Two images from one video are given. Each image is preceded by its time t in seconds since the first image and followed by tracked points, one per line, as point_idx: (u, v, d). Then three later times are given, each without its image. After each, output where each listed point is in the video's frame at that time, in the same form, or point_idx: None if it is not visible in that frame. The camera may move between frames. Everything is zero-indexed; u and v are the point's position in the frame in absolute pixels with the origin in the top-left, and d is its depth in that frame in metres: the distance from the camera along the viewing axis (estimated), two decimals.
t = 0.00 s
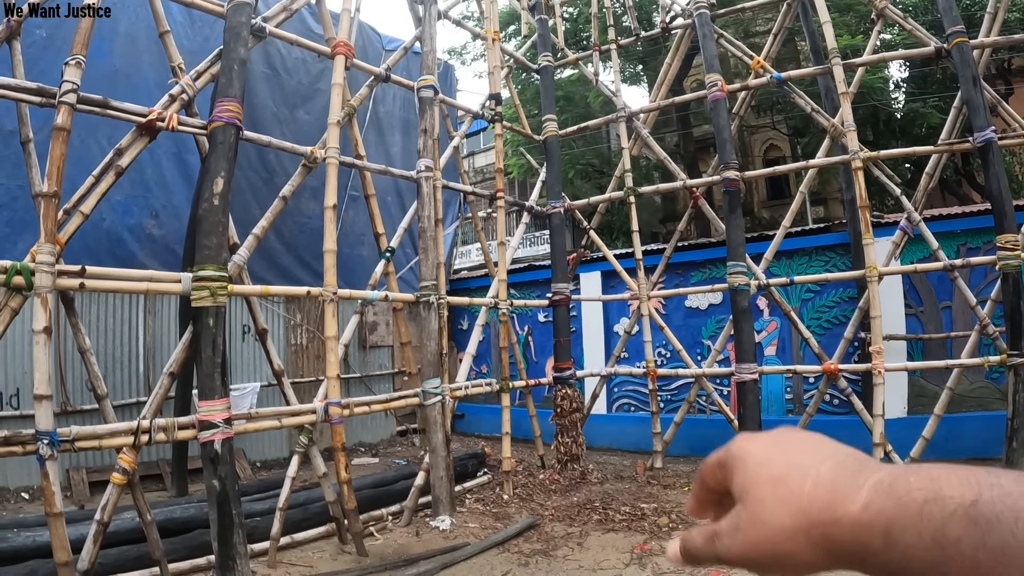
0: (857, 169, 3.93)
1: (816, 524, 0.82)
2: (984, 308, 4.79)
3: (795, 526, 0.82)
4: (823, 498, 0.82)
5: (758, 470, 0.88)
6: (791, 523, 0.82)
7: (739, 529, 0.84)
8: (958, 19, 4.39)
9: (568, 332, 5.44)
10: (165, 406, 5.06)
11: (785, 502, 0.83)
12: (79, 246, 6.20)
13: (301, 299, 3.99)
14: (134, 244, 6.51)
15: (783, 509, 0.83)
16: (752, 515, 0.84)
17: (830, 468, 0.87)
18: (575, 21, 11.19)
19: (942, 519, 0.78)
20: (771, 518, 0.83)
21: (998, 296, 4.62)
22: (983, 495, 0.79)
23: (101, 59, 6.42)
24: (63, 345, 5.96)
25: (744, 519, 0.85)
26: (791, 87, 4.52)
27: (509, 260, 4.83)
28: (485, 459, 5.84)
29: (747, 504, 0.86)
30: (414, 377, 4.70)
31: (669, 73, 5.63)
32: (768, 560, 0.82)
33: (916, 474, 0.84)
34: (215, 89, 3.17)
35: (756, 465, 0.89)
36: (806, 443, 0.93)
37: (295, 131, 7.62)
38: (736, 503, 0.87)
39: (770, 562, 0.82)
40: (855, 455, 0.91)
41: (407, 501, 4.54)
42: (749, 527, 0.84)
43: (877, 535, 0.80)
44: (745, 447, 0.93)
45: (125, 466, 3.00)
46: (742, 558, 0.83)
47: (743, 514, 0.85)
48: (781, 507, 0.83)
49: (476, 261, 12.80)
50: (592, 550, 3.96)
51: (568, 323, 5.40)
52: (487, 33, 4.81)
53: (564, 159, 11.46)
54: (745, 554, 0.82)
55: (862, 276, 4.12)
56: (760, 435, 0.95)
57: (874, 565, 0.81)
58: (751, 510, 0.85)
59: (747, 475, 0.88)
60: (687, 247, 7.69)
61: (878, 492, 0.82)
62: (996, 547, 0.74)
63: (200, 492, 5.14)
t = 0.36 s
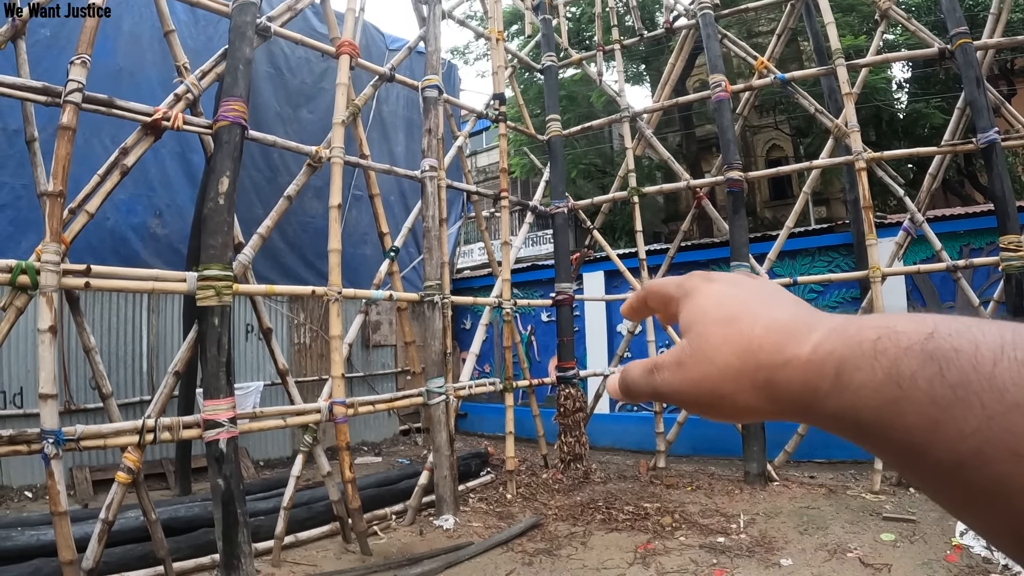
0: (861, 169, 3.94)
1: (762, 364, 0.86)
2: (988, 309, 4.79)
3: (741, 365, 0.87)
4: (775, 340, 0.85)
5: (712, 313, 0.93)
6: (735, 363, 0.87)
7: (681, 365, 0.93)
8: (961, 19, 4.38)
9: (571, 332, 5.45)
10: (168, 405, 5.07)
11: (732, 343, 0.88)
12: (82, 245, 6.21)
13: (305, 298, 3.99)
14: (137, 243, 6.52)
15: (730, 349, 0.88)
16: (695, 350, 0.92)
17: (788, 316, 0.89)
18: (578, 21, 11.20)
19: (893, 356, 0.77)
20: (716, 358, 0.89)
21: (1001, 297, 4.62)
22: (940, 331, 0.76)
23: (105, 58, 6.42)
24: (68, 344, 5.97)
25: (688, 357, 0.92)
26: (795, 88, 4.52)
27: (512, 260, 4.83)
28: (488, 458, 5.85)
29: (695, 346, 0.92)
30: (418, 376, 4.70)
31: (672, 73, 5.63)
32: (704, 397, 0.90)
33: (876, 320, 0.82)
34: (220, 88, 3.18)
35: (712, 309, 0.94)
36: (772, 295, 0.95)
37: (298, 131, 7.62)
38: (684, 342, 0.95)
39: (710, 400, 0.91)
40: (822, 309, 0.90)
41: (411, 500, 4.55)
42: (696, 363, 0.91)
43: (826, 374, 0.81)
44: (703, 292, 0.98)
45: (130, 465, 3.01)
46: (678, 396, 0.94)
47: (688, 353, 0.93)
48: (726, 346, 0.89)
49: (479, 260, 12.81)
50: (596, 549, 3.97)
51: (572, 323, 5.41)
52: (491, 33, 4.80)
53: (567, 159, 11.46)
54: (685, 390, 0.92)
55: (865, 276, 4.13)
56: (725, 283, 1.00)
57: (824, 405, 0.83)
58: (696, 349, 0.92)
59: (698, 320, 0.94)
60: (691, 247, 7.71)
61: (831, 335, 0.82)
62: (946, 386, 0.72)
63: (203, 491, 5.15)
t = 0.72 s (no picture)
0: (863, 171, 3.94)
1: (750, 438, 0.87)
2: (990, 311, 4.78)
3: (735, 443, 0.87)
4: (756, 414, 0.87)
5: (702, 404, 0.94)
6: (728, 442, 0.88)
7: (680, 453, 0.90)
8: (963, 21, 4.39)
9: (574, 332, 5.46)
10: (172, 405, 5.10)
11: (723, 424, 0.89)
12: (86, 244, 6.22)
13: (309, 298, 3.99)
14: (141, 242, 6.53)
15: (719, 428, 0.89)
16: (693, 439, 0.90)
17: (765, 393, 0.92)
18: (580, 21, 11.21)
19: (855, 424, 0.78)
20: (709, 441, 0.89)
21: (1003, 299, 4.61)
22: (892, 401, 0.78)
23: (109, 58, 6.44)
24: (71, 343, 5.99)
25: (687, 444, 0.91)
26: (798, 89, 4.53)
27: (516, 261, 4.83)
28: (490, 459, 5.87)
29: (690, 434, 0.92)
30: (422, 376, 4.72)
31: (676, 74, 5.65)
32: (708, 477, 0.87)
33: (840, 388, 0.84)
34: (225, 89, 3.19)
35: (699, 398, 0.96)
36: (755, 381, 0.98)
37: (302, 131, 7.63)
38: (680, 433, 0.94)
39: (710, 481, 0.88)
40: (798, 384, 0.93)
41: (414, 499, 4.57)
42: (691, 448, 0.90)
43: (800, 445, 0.82)
44: (691, 389, 1.00)
45: (135, 465, 3.03)
46: (685, 481, 0.89)
47: (683, 439, 0.92)
48: (717, 428, 0.89)
49: (482, 260, 12.83)
50: (599, 549, 3.99)
51: (575, 324, 5.42)
52: (494, 34, 4.81)
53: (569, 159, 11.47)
54: (685, 474, 0.88)
55: (868, 278, 4.13)
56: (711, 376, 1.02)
57: (805, 473, 0.82)
58: (691, 436, 0.92)
59: (688, 409, 0.96)
60: (693, 247, 7.72)
61: (805, 405, 0.84)
62: (902, 452, 0.73)
63: (206, 491, 5.17)
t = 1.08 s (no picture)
0: (864, 170, 3.93)
1: (740, 495, 0.92)
2: (991, 311, 4.77)
3: (728, 502, 0.93)
4: (744, 472, 0.92)
5: (695, 460, 0.99)
6: (721, 500, 0.93)
7: (676, 512, 0.97)
8: (965, 20, 4.39)
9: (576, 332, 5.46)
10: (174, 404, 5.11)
11: (715, 482, 0.94)
12: (88, 244, 6.23)
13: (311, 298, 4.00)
14: (143, 242, 6.54)
15: (710, 486, 0.94)
16: (687, 499, 0.96)
17: (756, 448, 0.96)
18: (581, 20, 11.23)
19: (838, 481, 0.81)
20: (702, 500, 0.94)
21: (1004, 298, 4.60)
22: (877, 457, 0.81)
23: (111, 59, 6.44)
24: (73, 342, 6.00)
25: (682, 504, 0.97)
26: (799, 88, 4.52)
27: (517, 260, 4.83)
28: (492, 458, 5.88)
29: (684, 492, 0.98)
30: (423, 376, 4.72)
31: (677, 74, 5.65)
32: (702, 535, 0.93)
33: (827, 442, 0.88)
34: (226, 90, 3.19)
35: (691, 454, 1.00)
36: (747, 434, 1.02)
37: (303, 131, 7.64)
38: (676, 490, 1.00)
39: (707, 538, 0.94)
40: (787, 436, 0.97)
41: (415, 499, 4.57)
42: (687, 507, 0.96)
43: (788, 502, 0.86)
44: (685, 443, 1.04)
45: (136, 464, 3.04)
46: (683, 539, 0.95)
47: (681, 498, 0.98)
48: (709, 486, 0.94)
49: (483, 259, 12.83)
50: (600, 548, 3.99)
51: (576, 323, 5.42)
52: (495, 33, 4.82)
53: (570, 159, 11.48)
54: (684, 533, 0.95)
55: (869, 277, 4.12)
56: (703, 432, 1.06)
57: (793, 529, 0.86)
58: (687, 495, 0.97)
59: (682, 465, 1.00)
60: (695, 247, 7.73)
61: (790, 461, 0.88)
62: (885, 509, 0.76)
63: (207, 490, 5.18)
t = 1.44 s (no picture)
0: (865, 170, 3.93)
1: (706, 451, 0.88)
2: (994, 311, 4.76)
3: (694, 456, 0.89)
4: (711, 427, 0.89)
5: (662, 416, 0.96)
6: (687, 455, 0.89)
7: (640, 466, 0.93)
8: (966, 19, 4.38)
9: (577, 331, 5.46)
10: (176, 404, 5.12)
11: (681, 436, 0.91)
12: (90, 245, 6.24)
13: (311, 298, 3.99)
14: (144, 243, 6.55)
15: (677, 440, 0.91)
16: (653, 452, 0.93)
17: (725, 403, 0.93)
18: (583, 20, 11.26)
19: (805, 437, 0.79)
20: (667, 454, 0.91)
21: (1006, 298, 4.59)
22: (844, 413, 0.80)
23: (113, 60, 6.45)
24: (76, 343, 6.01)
25: (647, 457, 0.94)
26: (800, 88, 4.51)
27: (518, 260, 4.83)
28: (493, 458, 5.88)
29: (650, 445, 0.95)
30: (424, 376, 4.73)
31: (678, 73, 5.66)
32: (666, 489, 0.90)
33: (793, 400, 0.86)
34: (227, 91, 3.20)
35: (658, 408, 0.97)
36: (717, 390, 0.99)
37: (305, 131, 7.65)
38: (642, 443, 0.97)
39: (672, 493, 0.90)
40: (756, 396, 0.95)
41: (416, 498, 4.58)
42: (651, 460, 0.93)
43: (753, 458, 0.83)
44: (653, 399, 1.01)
45: (139, 464, 3.04)
46: (645, 493, 0.92)
47: (645, 451, 0.94)
48: (676, 441, 0.91)
49: (485, 259, 12.85)
50: (601, 548, 3.99)
51: (577, 323, 5.42)
52: (496, 34, 4.82)
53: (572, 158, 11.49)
54: (647, 486, 0.92)
55: (870, 277, 4.12)
56: (672, 387, 1.03)
57: (758, 487, 0.83)
58: (652, 448, 0.94)
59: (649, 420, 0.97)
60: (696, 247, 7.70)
61: (757, 418, 0.85)
62: (852, 465, 0.74)
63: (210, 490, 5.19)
